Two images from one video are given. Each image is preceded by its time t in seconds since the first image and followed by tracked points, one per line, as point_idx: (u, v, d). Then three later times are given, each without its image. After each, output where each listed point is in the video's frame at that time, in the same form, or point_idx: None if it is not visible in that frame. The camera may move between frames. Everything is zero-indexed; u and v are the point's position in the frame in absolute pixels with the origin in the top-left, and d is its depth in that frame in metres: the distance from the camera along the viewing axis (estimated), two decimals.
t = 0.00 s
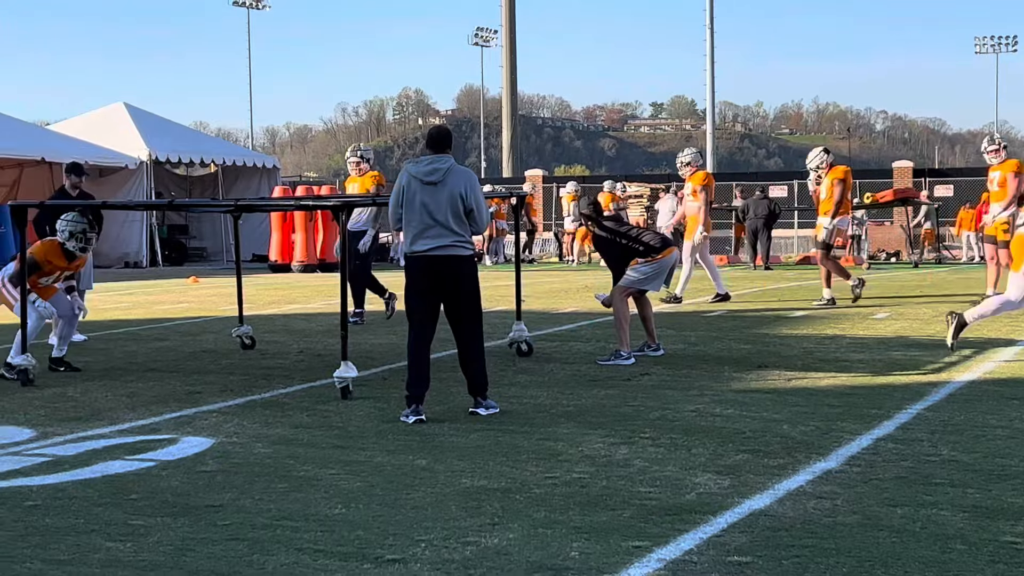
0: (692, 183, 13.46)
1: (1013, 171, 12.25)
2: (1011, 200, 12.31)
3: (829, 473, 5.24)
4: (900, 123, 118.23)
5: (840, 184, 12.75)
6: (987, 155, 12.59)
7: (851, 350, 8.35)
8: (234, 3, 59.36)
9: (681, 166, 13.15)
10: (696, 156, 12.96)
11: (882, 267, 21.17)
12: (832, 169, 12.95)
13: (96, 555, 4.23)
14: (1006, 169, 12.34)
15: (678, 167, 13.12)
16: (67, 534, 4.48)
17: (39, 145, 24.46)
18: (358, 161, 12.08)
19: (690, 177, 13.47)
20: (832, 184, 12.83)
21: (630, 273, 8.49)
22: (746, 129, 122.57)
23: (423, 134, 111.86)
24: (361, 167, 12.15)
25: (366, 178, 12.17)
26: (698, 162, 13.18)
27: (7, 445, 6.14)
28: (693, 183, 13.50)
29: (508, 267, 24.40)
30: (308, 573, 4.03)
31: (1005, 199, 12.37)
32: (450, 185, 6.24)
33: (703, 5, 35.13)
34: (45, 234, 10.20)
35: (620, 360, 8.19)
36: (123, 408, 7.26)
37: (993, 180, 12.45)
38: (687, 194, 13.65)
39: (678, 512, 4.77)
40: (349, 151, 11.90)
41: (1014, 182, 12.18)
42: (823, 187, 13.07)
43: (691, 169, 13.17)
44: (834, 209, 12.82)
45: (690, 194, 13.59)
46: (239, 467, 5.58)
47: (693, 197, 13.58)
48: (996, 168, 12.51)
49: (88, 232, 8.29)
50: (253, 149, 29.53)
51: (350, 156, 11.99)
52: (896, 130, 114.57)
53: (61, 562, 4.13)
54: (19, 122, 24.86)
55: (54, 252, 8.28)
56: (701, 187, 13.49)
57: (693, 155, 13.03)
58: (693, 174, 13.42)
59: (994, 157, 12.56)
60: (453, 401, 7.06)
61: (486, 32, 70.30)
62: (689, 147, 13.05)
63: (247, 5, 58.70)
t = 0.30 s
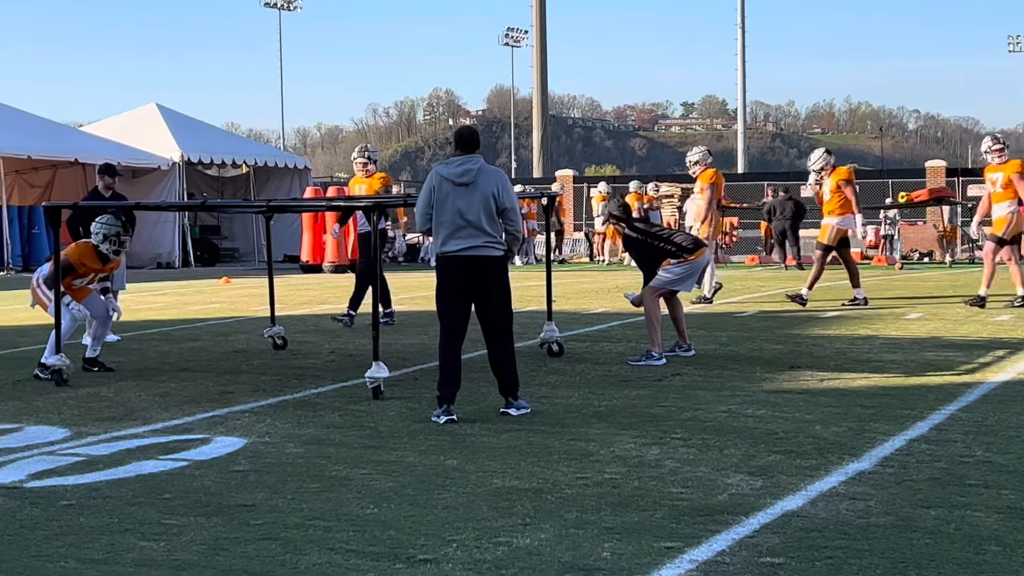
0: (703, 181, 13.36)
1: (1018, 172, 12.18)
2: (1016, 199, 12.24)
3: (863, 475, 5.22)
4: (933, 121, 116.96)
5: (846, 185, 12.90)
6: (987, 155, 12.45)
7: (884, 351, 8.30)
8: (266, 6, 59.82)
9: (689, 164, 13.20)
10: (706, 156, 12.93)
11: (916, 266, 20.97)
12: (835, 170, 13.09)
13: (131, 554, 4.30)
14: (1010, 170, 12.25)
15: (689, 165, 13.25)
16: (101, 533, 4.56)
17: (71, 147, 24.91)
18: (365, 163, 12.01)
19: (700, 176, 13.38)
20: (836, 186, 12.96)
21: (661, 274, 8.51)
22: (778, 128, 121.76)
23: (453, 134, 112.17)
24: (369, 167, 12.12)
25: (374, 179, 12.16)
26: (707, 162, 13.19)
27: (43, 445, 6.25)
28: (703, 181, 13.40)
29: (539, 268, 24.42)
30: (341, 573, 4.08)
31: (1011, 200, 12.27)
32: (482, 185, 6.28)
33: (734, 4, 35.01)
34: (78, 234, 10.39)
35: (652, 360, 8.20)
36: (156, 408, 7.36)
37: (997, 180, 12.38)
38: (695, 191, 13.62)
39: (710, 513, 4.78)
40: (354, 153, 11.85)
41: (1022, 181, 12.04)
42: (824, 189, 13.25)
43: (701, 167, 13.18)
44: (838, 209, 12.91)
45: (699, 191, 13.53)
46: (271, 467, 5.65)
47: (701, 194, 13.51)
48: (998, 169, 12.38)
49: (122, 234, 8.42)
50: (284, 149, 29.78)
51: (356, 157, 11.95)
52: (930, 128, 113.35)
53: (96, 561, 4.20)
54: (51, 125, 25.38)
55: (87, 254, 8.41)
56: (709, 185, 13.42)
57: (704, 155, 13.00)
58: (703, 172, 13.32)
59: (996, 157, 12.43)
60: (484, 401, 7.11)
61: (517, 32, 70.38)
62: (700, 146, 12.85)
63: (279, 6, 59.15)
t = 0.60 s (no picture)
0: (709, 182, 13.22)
1: (1013, 173, 12.07)
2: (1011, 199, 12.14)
3: (895, 475, 5.21)
4: (968, 120, 115.60)
5: (844, 184, 12.82)
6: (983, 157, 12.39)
7: (916, 351, 8.25)
8: (295, 7, 60.06)
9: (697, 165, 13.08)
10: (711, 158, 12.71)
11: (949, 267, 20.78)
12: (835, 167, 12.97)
13: (162, 554, 4.37)
14: (1005, 171, 12.19)
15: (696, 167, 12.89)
16: (135, 533, 4.64)
17: (103, 148, 25.28)
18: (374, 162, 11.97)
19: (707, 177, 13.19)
20: (835, 185, 12.89)
21: (691, 274, 8.48)
22: (809, 128, 120.90)
23: (483, 134, 112.29)
24: (378, 167, 12.03)
25: (384, 178, 12.03)
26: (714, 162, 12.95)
27: (75, 445, 6.36)
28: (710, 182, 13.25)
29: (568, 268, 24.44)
30: (372, 573, 4.13)
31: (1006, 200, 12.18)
32: (515, 186, 6.33)
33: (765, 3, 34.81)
34: (110, 236, 10.59)
35: (682, 361, 8.19)
36: (188, 408, 7.47)
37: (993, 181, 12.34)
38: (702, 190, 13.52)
39: (741, 514, 4.79)
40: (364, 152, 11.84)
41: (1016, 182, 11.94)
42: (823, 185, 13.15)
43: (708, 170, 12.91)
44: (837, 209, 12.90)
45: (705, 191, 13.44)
46: (302, 467, 5.72)
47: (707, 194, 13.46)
48: (994, 170, 12.33)
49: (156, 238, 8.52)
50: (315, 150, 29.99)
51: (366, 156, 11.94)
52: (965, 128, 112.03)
53: (128, 561, 4.27)
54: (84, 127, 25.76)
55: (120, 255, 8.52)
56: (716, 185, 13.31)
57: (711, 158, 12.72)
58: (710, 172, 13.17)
59: (990, 159, 12.35)
60: (514, 401, 7.15)
61: (547, 32, 70.40)
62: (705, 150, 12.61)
63: (307, 7, 59.25)
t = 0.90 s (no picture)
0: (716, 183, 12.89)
1: (1005, 176, 12.13)
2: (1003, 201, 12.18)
3: (926, 476, 5.19)
4: (1001, 118, 114.28)
5: (842, 183, 12.68)
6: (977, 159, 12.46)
7: (948, 352, 8.19)
8: (325, 8, 60.61)
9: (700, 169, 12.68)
10: (718, 159, 12.07)
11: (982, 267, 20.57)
12: (835, 167, 12.78)
13: (193, 553, 4.44)
14: (998, 173, 12.25)
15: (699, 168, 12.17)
16: (165, 533, 4.72)
17: (135, 150, 25.59)
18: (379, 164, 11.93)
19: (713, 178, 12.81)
20: (833, 185, 12.72)
21: (722, 275, 8.49)
22: (839, 128, 120.05)
23: (511, 134, 112.46)
24: (383, 168, 11.96)
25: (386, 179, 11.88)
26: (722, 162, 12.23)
27: (107, 445, 6.46)
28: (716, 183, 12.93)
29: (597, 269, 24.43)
30: (402, 573, 4.18)
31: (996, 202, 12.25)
32: (545, 187, 6.37)
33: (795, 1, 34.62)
34: (141, 237, 10.74)
35: (711, 362, 8.19)
36: (218, 408, 7.57)
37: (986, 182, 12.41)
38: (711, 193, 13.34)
39: (770, 515, 4.79)
40: (369, 153, 11.83)
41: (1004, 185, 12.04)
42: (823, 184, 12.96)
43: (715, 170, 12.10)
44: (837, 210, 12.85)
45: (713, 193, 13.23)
46: (332, 467, 5.79)
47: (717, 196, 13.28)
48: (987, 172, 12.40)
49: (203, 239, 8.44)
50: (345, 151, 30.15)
51: (371, 158, 11.93)
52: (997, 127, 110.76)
53: (159, 560, 4.34)
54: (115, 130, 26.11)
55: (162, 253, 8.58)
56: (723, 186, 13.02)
57: (716, 156, 12.06)
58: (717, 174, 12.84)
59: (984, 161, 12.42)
60: (542, 402, 7.18)
61: (575, 32, 70.47)
62: (712, 148, 11.99)
63: (336, 8, 59.70)
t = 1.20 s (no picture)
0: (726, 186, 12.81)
1: (995, 175, 12.16)
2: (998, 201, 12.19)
3: (956, 477, 5.17)
4: None
5: (839, 186, 12.56)
6: (965, 165, 12.50)
7: (978, 353, 8.13)
8: (354, 10, 61.03)
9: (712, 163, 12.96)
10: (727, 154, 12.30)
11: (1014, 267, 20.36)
12: (831, 169, 12.62)
13: (222, 552, 4.51)
14: (988, 173, 12.26)
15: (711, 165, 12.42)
16: (194, 532, 4.79)
17: (165, 151, 25.85)
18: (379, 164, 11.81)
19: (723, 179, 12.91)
20: (830, 187, 12.60)
21: (750, 275, 8.48)
22: (868, 127, 119.12)
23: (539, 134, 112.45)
24: (382, 169, 11.85)
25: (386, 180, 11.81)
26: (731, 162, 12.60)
27: (137, 444, 6.55)
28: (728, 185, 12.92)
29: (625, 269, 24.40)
30: (430, 573, 4.23)
31: (990, 203, 12.25)
32: (571, 186, 6.40)
33: None
34: (170, 238, 10.87)
35: (739, 363, 8.19)
36: (247, 408, 7.66)
37: (978, 185, 12.41)
38: (721, 196, 13.10)
39: (799, 516, 4.80)
40: (369, 154, 11.73)
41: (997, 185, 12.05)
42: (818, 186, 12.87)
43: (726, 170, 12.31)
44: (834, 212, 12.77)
45: (724, 196, 13.02)
46: (360, 467, 5.85)
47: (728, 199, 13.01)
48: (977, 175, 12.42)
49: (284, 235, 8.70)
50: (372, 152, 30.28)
51: (371, 158, 11.81)
52: None
53: (188, 559, 4.41)
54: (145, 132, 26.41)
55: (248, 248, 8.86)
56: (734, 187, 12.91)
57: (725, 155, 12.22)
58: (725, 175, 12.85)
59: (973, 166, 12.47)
60: (570, 403, 7.21)
61: (602, 32, 70.42)
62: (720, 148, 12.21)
63: (364, 10, 60.07)
